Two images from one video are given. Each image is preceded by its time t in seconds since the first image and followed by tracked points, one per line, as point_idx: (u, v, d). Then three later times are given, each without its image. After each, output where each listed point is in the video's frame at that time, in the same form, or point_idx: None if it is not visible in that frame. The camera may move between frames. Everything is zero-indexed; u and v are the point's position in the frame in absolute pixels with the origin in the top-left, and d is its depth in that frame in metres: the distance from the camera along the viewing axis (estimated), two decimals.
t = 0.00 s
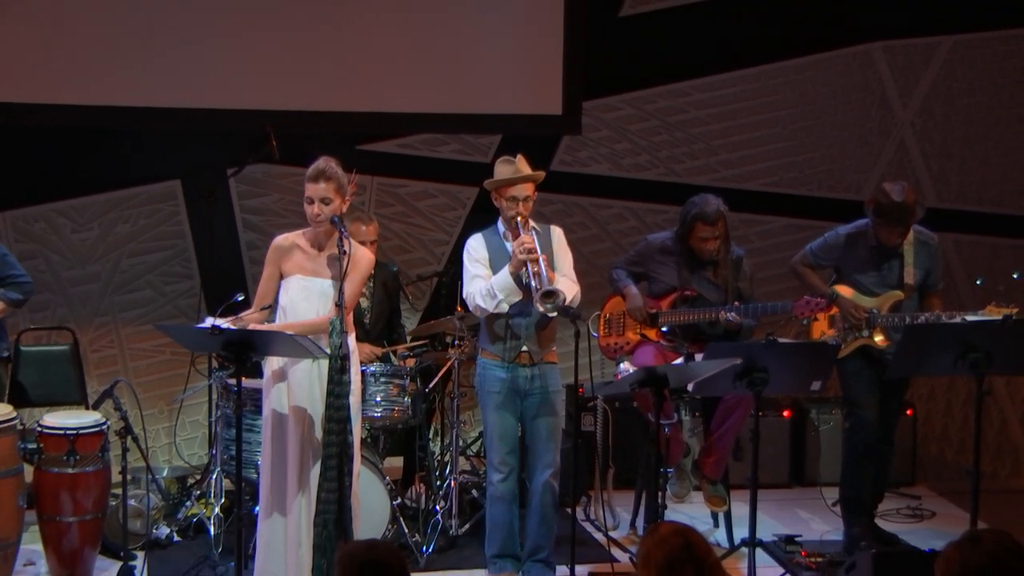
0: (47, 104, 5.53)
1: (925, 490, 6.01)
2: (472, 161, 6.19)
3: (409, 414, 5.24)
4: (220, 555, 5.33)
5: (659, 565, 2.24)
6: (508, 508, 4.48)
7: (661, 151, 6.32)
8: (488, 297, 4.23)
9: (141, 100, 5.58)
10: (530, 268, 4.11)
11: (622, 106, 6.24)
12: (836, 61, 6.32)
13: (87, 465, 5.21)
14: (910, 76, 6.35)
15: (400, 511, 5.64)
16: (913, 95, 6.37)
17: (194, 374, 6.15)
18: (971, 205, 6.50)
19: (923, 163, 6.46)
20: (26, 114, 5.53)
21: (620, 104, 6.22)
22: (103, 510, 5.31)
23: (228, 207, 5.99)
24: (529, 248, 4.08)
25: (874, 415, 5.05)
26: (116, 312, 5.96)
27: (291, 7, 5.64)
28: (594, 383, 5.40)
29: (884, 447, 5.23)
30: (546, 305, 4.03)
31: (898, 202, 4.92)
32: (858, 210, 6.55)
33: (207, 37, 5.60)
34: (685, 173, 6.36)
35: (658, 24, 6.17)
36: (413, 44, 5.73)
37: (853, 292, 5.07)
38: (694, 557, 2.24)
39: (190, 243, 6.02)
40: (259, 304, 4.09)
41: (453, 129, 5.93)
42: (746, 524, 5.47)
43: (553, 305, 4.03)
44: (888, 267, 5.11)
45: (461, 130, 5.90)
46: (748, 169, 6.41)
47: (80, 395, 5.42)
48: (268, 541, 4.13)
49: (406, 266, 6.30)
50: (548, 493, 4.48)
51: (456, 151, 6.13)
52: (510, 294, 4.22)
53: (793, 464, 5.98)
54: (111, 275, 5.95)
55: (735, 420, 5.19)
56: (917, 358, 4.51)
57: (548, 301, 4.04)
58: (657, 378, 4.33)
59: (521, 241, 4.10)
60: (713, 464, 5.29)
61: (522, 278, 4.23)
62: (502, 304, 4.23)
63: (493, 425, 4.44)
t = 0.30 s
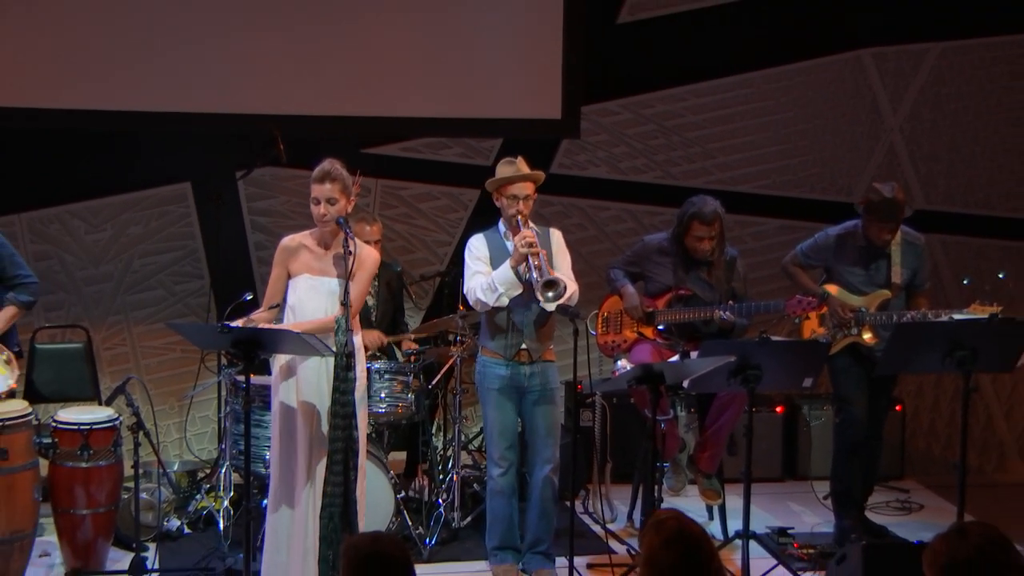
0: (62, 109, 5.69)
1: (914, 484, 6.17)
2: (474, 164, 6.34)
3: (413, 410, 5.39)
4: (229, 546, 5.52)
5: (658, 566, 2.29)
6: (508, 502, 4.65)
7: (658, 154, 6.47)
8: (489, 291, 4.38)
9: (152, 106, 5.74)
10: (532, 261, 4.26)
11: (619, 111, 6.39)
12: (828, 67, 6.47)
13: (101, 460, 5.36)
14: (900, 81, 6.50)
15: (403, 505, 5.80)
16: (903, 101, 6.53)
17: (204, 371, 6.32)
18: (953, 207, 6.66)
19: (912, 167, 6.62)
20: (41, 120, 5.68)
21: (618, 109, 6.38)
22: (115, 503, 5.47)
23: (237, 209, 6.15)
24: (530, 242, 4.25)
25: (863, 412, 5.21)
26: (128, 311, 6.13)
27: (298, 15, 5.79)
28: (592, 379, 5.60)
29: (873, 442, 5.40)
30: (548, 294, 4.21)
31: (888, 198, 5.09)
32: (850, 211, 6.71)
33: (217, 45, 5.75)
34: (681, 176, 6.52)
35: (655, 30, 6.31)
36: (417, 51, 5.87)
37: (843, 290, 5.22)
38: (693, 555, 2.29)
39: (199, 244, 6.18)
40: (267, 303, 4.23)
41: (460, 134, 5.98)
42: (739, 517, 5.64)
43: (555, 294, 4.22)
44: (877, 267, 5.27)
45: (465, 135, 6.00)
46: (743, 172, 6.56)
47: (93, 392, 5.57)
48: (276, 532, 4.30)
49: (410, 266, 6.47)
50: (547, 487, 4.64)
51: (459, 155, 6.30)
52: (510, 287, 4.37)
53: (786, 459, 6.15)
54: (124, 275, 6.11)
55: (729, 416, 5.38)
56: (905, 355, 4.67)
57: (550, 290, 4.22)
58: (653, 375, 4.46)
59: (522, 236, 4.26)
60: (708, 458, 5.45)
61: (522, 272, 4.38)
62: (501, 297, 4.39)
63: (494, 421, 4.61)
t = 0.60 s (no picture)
0: (77, 115, 5.85)
1: (903, 478, 6.33)
2: (476, 167, 6.51)
3: (417, 406, 5.55)
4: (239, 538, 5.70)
5: (653, 561, 2.42)
6: (510, 497, 4.84)
7: (655, 157, 6.64)
8: (490, 288, 4.55)
9: (164, 111, 5.89)
10: (532, 256, 4.41)
11: (618, 115, 6.55)
12: (820, 73, 6.63)
13: (114, 454, 5.53)
14: (890, 86, 6.66)
15: (407, 498, 5.96)
16: (893, 105, 6.69)
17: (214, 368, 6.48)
18: (942, 209, 6.83)
19: (901, 170, 6.78)
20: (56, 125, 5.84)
21: (617, 113, 6.54)
22: (128, 496, 5.63)
23: (246, 211, 6.31)
24: (530, 238, 4.38)
25: (853, 408, 5.40)
26: (141, 310, 6.29)
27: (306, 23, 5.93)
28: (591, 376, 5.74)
29: (864, 437, 5.56)
30: (549, 285, 4.36)
31: (876, 198, 5.26)
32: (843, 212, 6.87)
33: (227, 52, 5.89)
34: (677, 178, 6.69)
35: (651, 37, 6.47)
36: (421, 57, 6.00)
37: (833, 289, 5.39)
38: (690, 553, 2.41)
39: (209, 245, 6.34)
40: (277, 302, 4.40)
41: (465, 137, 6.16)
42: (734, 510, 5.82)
43: (556, 284, 4.37)
44: (866, 267, 5.45)
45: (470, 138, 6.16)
46: (738, 175, 6.73)
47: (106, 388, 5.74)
48: (284, 520, 4.46)
49: (415, 266, 6.62)
50: (548, 481, 4.80)
51: (461, 158, 6.46)
52: (511, 283, 4.54)
53: (779, 453, 6.31)
54: (136, 275, 6.27)
55: (725, 411, 5.54)
56: (895, 352, 4.82)
57: (550, 281, 4.37)
58: (651, 373, 4.62)
59: (523, 232, 4.40)
60: (704, 453, 5.61)
61: (522, 268, 4.53)
62: (503, 292, 4.55)
63: (495, 418, 4.77)
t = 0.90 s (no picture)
0: (86, 120, 5.87)
1: (893, 472, 6.51)
2: (479, 170, 6.66)
3: (421, 403, 5.71)
4: (248, 530, 5.89)
5: (648, 555, 2.54)
6: (511, 491, 5.01)
7: (652, 161, 6.80)
8: (491, 288, 4.70)
9: (173, 116, 5.92)
10: (533, 258, 4.56)
11: (616, 120, 6.72)
12: (814, 78, 6.78)
13: (127, 449, 5.69)
14: (880, 91, 6.82)
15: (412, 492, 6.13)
16: (884, 109, 6.85)
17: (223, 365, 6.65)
18: (932, 210, 6.99)
19: (892, 172, 6.94)
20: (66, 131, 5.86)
21: (616, 117, 6.71)
22: (140, 490, 5.79)
23: (255, 212, 6.47)
24: (530, 240, 4.55)
25: (846, 402, 5.53)
26: (153, 309, 6.46)
27: (311, 29, 5.94)
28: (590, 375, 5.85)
29: (856, 433, 5.71)
30: (549, 286, 4.51)
31: (865, 198, 5.44)
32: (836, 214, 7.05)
33: (234, 57, 5.91)
34: (674, 181, 6.85)
35: (648, 44, 6.64)
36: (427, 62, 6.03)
37: (826, 289, 5.55)
38: (686, 544, 2.52)
39: (219, 246, 6.51)
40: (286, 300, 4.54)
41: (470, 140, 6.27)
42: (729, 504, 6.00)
43: (556, 285, 4.52)
44: (856, 267, 5.62)
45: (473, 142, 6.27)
46: (733, 178, 6.89)
47: (119, 384, 5.90)
48: (293, 511, 4.62)
49: (419, 266, 6.80)
50: (547, 477, 4.97)
51: (464, 161, 6.61)
52: (511, 284, 4.71)
53: (773, 448, 6.50)
54: (149, 274, 6.44)
55: (721, 406, 5.71)
56: (886, 349, 4.98)
57: (551, 283, 4.52)
58: (649, 370, 4.77)
59: (522, 234, 4.57)
60: (700, 448, 5.78)
61: (522, 269, 4.69)
62: (503, 292, 4.72)
63: (495, 414, 4.93)
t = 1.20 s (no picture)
0: (104, 123, 6.02)
1: (886, 467, 6.66)
2: (483, 173, 6.83)
3: (426, 399, 5.87)
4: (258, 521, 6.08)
5: (649, 547, 2.68)
6: (513, 485, 5.18)
7: (651, 164, 6.96)
8: (495, 287, 4.88)
9: (187, 119, 6.08)
10: (535, 257, 4.72)
11: (616, 124, 6.89)
12: (807, 84, 6.99)
13: (141, 443, 5.86)
14: (872, 96, 7.01)
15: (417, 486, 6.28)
16: (876, 114, 7.04)
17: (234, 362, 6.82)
18: (924, 212, 7.14)
19: (885, 175, 7.10)
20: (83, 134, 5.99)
21: (615, 121, 6.88)
22: (153, 484, 5.96)
23: (264, 213, 6.64)
24: (532, 240, 4.69)
25: (840, 398, 5.68)
26: (166, 308, 6.63)
27: (323, 35, 6.12)
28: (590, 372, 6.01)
29: (850, 429, 5.85)
30: (552, 284, 4.68)
31: (857, 200, 5.59)
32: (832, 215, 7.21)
33: (248, 62, 6.08)
34: (673, 183, 7.00)
35: (646, 51, 6.82)
36: (434, 67, 6.19)
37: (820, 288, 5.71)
38: (686, 536, 2.66)
39: (230, 246, 6.67)
40: (297, 300, 4.73)
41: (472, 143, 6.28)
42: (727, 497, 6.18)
43: (558, 283, 4.68)
44: (849, 266, 5.78)
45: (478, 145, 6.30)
46: (731, 180, 7.05)
47: (133, 381, 6.06)
48: (313, 502, 4.82)
49: (423, 267, 6.95)
50: (549, 472, 5.14)
51: (468, 164, 6.79)
52: (514, 282, 4.87)
53: (768, 443, 6.67)
54: (161, 274, 6.60)
55: (718, 402, 5.83)
56: (878, 347, 5.12)
57: (553, 280, 4.69)
58: (648, 368, 4.93)
59: (524, 234, 4.71)
60: (698, 443, 5.93)
61: (525, 268, 4.85)
62: (506, 291, 4.89)
63: (497, 411, 5.09)
